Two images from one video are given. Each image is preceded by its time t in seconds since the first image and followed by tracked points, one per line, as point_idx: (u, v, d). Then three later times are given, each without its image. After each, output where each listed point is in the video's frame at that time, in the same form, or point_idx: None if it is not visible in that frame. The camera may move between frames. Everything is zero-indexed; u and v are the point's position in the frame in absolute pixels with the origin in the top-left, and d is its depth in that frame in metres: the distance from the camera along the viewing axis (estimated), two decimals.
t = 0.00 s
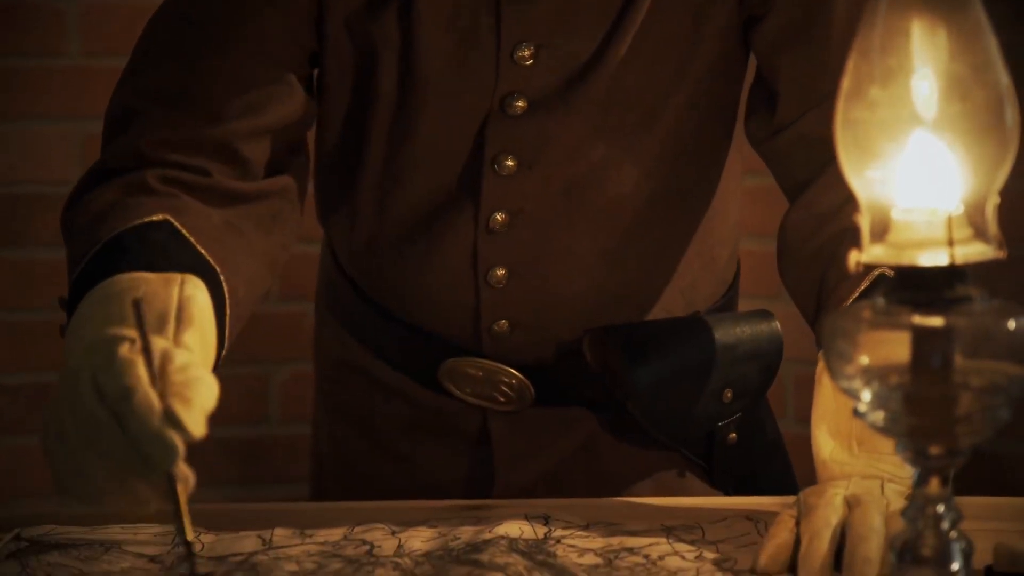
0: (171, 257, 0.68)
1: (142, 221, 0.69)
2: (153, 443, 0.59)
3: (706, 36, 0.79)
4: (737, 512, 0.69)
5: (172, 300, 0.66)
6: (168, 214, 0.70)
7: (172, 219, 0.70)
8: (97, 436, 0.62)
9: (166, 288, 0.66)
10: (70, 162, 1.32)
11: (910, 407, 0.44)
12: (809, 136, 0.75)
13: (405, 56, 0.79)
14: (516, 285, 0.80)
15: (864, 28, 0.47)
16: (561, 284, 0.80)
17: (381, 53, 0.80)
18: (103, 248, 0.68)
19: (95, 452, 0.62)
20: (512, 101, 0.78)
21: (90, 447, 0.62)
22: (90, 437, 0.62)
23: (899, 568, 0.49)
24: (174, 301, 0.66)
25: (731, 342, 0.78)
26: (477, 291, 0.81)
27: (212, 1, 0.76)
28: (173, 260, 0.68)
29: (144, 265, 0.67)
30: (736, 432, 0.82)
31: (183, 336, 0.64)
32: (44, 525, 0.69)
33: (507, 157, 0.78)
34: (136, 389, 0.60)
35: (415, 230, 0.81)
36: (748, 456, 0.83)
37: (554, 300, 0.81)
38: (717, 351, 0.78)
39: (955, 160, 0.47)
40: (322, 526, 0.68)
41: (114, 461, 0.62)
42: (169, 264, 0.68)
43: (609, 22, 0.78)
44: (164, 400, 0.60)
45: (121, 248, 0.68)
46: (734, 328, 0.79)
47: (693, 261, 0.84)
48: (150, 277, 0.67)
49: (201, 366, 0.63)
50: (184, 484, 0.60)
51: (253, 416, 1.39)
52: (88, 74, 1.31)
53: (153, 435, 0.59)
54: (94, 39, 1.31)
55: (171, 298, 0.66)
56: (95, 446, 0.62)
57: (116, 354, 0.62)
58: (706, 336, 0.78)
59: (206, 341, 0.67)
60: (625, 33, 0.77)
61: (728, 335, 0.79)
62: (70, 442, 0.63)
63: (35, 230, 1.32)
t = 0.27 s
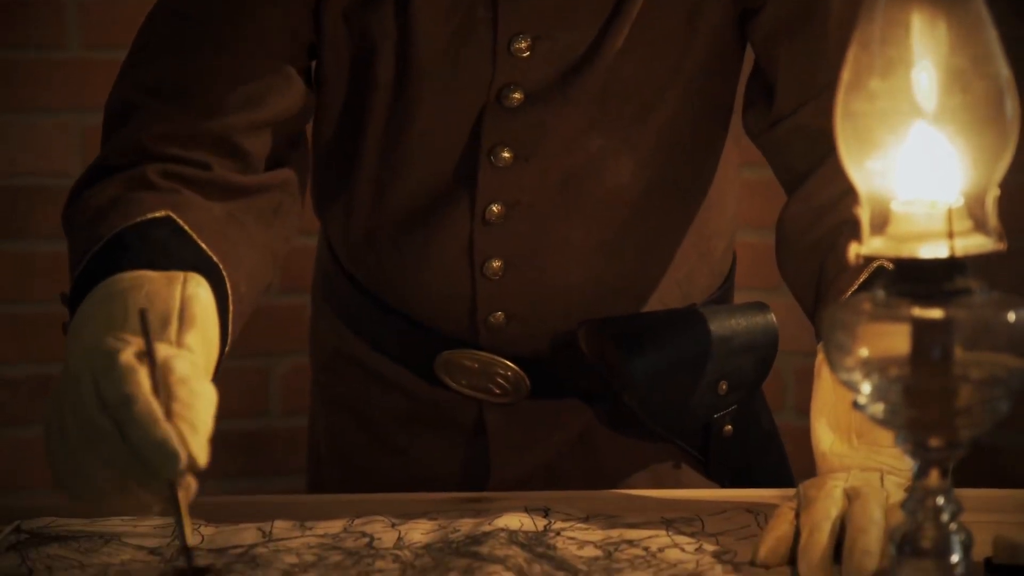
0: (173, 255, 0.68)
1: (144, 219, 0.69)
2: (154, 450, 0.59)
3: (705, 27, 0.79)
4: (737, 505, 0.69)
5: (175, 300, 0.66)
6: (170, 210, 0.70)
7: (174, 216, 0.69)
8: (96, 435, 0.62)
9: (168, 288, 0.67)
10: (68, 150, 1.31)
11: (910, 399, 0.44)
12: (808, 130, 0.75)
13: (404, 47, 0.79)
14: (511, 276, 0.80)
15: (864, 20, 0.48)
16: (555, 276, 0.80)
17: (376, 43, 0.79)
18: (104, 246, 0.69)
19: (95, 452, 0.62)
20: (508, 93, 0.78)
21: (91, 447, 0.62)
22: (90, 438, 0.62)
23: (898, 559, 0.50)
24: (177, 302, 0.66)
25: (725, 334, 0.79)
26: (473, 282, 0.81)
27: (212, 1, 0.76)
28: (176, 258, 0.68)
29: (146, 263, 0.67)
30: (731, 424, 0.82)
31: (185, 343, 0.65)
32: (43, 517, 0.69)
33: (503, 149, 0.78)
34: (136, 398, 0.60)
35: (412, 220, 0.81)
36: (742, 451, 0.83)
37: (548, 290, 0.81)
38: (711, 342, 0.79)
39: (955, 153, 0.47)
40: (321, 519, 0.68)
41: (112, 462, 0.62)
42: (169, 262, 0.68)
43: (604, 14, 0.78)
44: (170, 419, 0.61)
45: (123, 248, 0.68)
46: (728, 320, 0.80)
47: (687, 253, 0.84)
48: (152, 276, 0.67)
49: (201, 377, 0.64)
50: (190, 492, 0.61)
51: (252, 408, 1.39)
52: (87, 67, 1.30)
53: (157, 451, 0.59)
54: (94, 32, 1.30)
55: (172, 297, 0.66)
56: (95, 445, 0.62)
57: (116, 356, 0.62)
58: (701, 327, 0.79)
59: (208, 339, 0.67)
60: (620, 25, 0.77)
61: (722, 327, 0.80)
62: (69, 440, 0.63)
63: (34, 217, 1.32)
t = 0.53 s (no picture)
0: (161, 237, 0.69)
1: (134, 204, 0.69)
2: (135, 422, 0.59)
3: (701, 19, 0.79)
4: (736, 498, 0.69)
5: (161, 280, 0.66)
6: (162, 197, 0.70)
7: (164, 203, 0.70)
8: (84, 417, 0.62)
9: (155, 269, 0.67)
10: (66, 143, 1.31)
11: (910, 393, 0.45)
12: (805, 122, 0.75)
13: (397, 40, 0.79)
14: (507, 270, 0.80)
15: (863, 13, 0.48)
16: (552, 267, 0.80)
17: (369, 36, 0.79)
18: (94, 232, 0.69)
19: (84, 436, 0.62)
20: (502, 84, 0.78)
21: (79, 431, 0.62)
22: (78, 421, 0.63)
23: (898, 552, 0.50)
24: (163, 282, 0.66)
25: (721, 326, 0.79)
26: (467, 273, 0.81)
27: None
28: (164, 239, 0.69)
29: (137, 247, 0.68)
30: (727, 418, 0.82)
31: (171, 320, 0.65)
32: (43, 511, 0.69)
33: (497, 141, 0.78)
34: (118, 371, 0.60)
35: (407, 212, 0.81)
36: (738, 442, 0.84)
37: (544, 282, 0.81)
38: (707, 335, 0.79)
39: (954, 146, 0.47)
40: (321, 512, 0.68)
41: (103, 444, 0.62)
42: (158, 244, 0.68)
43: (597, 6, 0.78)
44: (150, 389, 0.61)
45: (111, 233, 0.68)
46: (725, 313, 0.80)
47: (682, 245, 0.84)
48: (139, 258, 0.67)
49: (185, 353, 0.64)
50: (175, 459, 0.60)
51: (250, 401, 1.39)
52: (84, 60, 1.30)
53: (138, 419, 0.59)
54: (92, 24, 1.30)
55: (159, 280, 0.66)
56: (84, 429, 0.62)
57: (96, 337, 0.62)
58: (696, 319, 0.79)
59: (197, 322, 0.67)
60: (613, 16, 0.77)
61: (718, 319, 0.80)
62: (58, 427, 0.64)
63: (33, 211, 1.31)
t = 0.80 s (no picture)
0: (154, 234, 0.68)
1: (129, 201, 0.69)
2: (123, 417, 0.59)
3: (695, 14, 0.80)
4: (735, 490, 0.69)
5: (152, 279, 0.66)
6: (158, 194, 0.70)
7: (160, 200, 0.69)
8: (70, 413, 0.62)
9: (146, 268, 0.66)
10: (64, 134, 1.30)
11: (908, 385, 0.46)
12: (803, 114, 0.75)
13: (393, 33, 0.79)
14: (502, 262, 0.80)
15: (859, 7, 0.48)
16: (551, 258, 0.80)
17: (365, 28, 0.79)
18: (91, 229, 0.68)
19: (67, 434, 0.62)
20: (497, 77, 0.78)
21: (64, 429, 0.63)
22: (64, 418, 0.63)
23: (896, 544, 0.50)
24: (155, 280, 0.66)
25: (718, 319, 0.79)
26: (463, 265, 0.81)
27: None
28: (158, 236, 0.68)
29: (132, 245, 0.67)
30: (724, 409, 0.83)
31: (162, 319, 0.64)
32: (42, 502, 0.69)
33: (493, 133, 0.78)
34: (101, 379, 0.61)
35: (404, 204, 0.81)
36: (735, 433, 0.84)
37: (540, 275, 0.80)
38: (703, 327, 0.79)
39: (953, 137, 0.47)
40: (320, 503, 0.68)
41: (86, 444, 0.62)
42: (151, 241, 0.68)
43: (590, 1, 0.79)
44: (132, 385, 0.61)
45: (106, 230, 0.68)
46: (721, 306, 0.80)
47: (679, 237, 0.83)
48: (131, 257, 0.67)
49: (172, 352, 0.63)
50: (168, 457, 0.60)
51: (249, 394, 1.39)
52: (83, 52, 1.29)
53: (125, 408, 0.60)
54: (91, 16, 1.29)
55: (152, 277, 0.66)
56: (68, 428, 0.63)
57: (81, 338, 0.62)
58: (693, 312, 0.79)
59: (193, 319, 0.67)
60: (606, 10, 0.78)
61: (715, 312, 0.80)
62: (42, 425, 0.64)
63: (29, 204, 1.31)
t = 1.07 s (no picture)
0: (148, 212, 0.71)
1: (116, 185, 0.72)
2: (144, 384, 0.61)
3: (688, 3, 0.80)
4: (732, 478, 0.69)
5: (147, 254, 0.68)
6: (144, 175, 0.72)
7: (148, 181, 0.72)
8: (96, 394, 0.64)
9: (140, 244, 0.69)
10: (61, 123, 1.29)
11: (905, 373, 0.46)
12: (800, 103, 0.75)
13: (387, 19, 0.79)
14: (495, 248, 0.80)
15: None
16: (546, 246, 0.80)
17: (360, 15, 0.79)
18: (84, 221, 0.71)
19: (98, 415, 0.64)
20: (490, 62, 0.78)
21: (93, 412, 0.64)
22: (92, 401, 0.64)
23: (894, 531, 0.50)
24: (149, 254, 0.68)
25: (710, 308, 0.79)
26: (455, 252, 0.81)
27: None
28: (151, 214, 0.71)
29: (127, 226, 0.70)
30: (717, 400, 0.82)
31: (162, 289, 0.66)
32: (40, 491, 0.69)
33: (486, 119, 0.79)
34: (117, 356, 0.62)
35: (398, 190, 0.81)
36: (730, 422, 0.84)
37: (533, 261, 0.80)
38: (695, 316, 0.78)
39: (952, 125, 0.47)
40: (319, 491, 0.68)
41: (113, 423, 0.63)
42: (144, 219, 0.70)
43: None
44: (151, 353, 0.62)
45: (98, 217, 0.70)
46: (713, 295, 0.79)
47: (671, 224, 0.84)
48: (124, 237, 0.69)
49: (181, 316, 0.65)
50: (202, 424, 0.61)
51: (247, 382, 1.39)
52: (81, 41, 1.28)
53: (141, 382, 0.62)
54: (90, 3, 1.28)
55: (147, 252, 0.68)
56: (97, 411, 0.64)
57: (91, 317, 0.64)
58: (684, 301, 0.78)
59: (192, 286, 0.69)
60: None
61: (706, 301, 0.79)
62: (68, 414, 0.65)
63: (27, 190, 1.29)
